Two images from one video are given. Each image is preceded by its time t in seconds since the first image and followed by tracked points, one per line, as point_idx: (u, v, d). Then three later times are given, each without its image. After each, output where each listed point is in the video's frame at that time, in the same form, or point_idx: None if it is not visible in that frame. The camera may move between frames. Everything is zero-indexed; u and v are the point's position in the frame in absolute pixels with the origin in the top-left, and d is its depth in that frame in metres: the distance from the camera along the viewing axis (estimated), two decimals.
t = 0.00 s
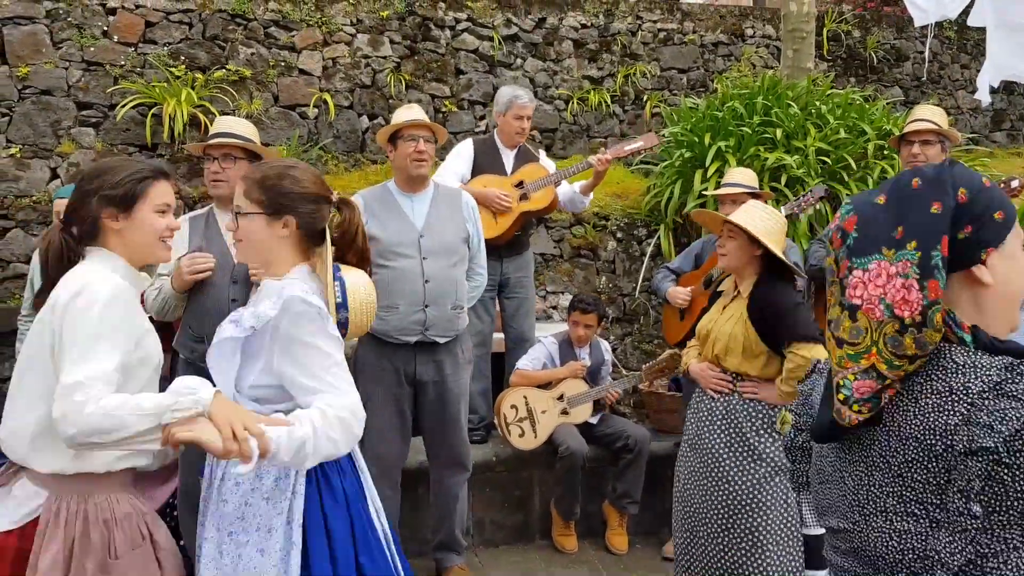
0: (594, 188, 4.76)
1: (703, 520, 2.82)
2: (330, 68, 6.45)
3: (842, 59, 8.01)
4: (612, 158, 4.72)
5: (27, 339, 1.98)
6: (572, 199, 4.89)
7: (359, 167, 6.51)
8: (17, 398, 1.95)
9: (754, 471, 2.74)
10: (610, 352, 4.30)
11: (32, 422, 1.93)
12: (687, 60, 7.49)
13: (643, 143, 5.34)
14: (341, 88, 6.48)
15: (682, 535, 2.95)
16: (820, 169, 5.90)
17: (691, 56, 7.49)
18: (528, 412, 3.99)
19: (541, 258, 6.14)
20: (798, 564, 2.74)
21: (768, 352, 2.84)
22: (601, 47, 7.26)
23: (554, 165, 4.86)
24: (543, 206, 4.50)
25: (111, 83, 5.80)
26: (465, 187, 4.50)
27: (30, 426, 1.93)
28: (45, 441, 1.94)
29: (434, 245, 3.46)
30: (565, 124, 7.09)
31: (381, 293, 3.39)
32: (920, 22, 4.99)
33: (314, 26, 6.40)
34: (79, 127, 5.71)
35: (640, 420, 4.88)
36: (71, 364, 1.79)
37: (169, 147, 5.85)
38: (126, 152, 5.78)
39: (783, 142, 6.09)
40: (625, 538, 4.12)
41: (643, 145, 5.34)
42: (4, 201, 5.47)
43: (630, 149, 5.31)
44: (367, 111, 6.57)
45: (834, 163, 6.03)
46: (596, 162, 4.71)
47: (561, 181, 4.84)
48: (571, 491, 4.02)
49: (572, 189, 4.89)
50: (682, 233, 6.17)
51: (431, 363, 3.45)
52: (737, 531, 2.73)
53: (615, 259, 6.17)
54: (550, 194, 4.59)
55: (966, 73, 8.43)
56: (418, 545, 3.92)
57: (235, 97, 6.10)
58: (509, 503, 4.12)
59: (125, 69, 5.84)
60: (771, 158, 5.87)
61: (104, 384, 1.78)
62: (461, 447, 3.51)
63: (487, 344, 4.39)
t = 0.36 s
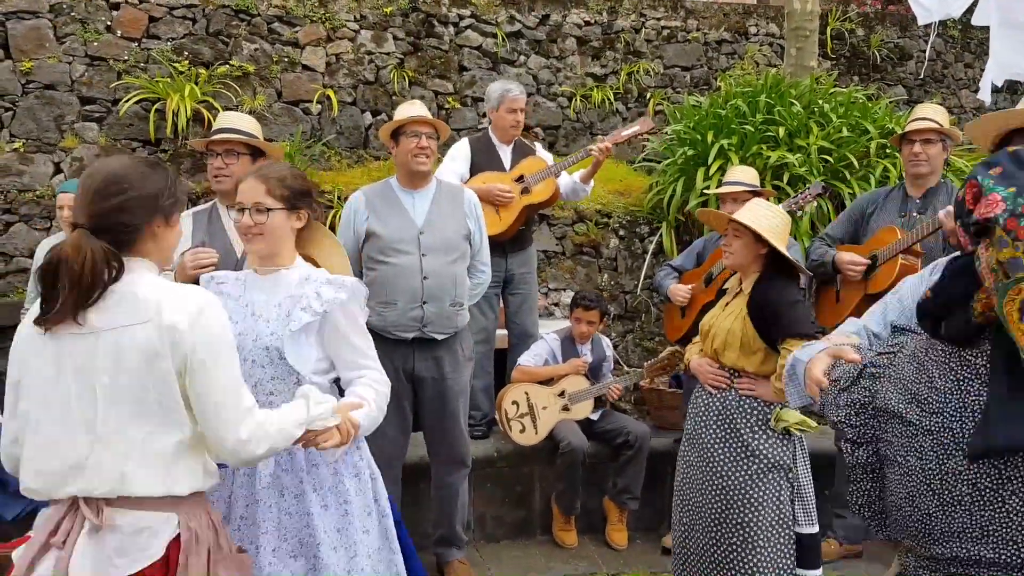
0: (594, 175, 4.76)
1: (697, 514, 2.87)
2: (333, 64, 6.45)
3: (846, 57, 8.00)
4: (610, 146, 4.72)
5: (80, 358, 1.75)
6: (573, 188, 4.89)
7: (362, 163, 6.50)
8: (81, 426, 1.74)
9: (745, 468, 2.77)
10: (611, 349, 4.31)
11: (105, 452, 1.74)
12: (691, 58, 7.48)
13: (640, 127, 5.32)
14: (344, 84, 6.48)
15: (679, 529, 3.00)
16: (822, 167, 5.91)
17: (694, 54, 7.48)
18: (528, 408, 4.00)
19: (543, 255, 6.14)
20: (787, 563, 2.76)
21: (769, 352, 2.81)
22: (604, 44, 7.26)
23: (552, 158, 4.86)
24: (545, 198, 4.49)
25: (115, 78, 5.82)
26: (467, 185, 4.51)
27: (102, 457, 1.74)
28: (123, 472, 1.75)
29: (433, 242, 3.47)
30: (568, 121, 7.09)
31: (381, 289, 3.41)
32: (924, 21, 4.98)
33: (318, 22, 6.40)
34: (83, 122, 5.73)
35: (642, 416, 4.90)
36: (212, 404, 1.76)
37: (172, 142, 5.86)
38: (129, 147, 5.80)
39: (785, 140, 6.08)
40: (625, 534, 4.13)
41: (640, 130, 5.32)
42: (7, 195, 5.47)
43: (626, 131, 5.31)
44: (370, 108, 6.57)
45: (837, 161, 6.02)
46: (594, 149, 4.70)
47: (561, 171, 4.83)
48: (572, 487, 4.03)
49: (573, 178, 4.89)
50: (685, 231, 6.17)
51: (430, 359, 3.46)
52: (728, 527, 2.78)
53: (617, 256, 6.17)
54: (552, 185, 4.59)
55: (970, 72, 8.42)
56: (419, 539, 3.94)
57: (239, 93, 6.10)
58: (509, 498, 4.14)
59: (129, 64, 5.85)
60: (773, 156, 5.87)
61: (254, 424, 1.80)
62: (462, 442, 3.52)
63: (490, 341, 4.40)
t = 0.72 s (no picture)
0: (591, 170, 4.78)
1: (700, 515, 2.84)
2: (334, 62, 6.46)
3: (845, 57, 8.02)
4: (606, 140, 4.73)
5: (144, 350, 1.71)
6: (571, 183, 4.92)
7: (363, 161, 6.52)
8: (158, 421, 1.73)
9: (754, 468, 2.80)
10: (610, 347, 4.33)
11: (187, 441, 1.73)
12: (691, 57, 7.50)
13: (633, 119, 5.30)
14: (345, 82, 6.49)
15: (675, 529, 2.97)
16: (822, 167, 5.93)
17: (694, 53, 7.50)
18: (527, 405, 4.03)
19: (543, 254, 6.16)
20: (790, 560, 2.82)
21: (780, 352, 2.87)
22: (605, 43, 7.28)
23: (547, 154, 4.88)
24: (541, 192, 4.54)
25: (117, 76, 5.84)
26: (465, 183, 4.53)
27: (187, 445, 1.73)
28: (214, 456, 1.74)
29: (433, 240, 3.49)
30: (569, 120, 7.11)
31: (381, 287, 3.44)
32: (924, 20, 4.99)
33: (320, 20, 6.42)
34: (85, 119, 5.75)
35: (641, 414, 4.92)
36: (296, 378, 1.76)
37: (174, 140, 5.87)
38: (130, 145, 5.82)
39: (785, 139, 6.10)
40: (624, 532, 4.15)
41: (632, 121, 5.31)
42: (8, 192, 5.49)
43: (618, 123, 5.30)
44: (371, 106, 6.58)
45: (836, 160, 6.05)
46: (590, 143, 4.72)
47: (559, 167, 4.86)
48: (571, 485, 4.06)
49: (571, 173, 4.91)
50: (684, 230, 6.19)
51: (429, 358, 3.48)
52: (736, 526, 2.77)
53: (617, 254, 6.19)
54: (549, 182, 4.62)
55: (970, 71, 8.44)
56: (419, 536, 3.96)
57: (241, 91, 6.12)
58: (509, 496, 4.16)
59: (131, 62, 5.87)
60: (773, 156, 5.90)
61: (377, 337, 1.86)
62: (462, 441, 3.54)
63: (490, 339, 4.41)
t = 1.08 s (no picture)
0: (589, 168, 4.76)
1: (729, 516, 2.81)
2: (337, 60, 6.47)
3: (849, 53, 8.00)
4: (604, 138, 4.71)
5: (163, 345, 1.74)
6: (569, 182, 4.91)
7: (366, 159, 6.53)
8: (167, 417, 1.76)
9: (773, 467, 2.80)
10: (612, 343, 4.33)
11: (203, 434, 1.78)
12: (694, 54, 7.49)
13: (631, 118, 5.27)
14: (348, 80, 6.50)
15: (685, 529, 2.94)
16: (825, 163, 5.93)
17: (697, 50, 7.50)
18: (530, 402, 4.04)
19: (545, 251, 6.17)
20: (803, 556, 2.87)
21: (786, 346, 2.90)
22: (608, 40, 7.27)
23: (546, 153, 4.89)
24: (541, 191, 4.52)
25: (120, 74, 5.85)
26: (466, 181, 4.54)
27: (199, 441, 1.77)
28: (226, 454, 1.79)
29: (438, 238, 3.49)
30: (571, 117, 7.11)
31: (387, 286, 3.43)
32: (927, 15, 4.95)
33: (322, 18, 6.42)
34: (89, 117, 5.77)
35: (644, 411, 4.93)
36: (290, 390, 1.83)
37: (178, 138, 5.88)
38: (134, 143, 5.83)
39: (788, 136, 6.09)
40: (627, 528, 4.16)
41: (631, 120, 5.27)
42: (14, 190, 5.51)
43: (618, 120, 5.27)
44: (374, 103, 6.59)
45: (839, 157, 6.05)
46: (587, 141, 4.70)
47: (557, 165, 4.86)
48: (574, 480, 4.07)
49: (569, 173, 4.90)
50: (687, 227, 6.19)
51: (435, 354, 3.49)
52: (759, 525, 2.78)
53: (620, 251, 6.20)
54: (546, 180, 4.61)
55: (974, 68, 8.42)
56: (423, 532, 3.98)
57: (244, 89, 6.13)
58: (512, 492, 4.17)
59: (135, 60, 5.88)
60: (776, 152, 5.90)
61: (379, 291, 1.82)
62: (466, 436, 3.55)
63: (492, 336, 4.43)
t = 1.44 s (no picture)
0: (589, 169, 4.78)
1: (752, 517, 2.80)
2: (341, 61, 6.50)
3: (852, 51, 8.00)
4: (604, 138, 4.72)
5: (150, 346, 1.78)
6: (569, 184, 4.93)
7: (370, 159, 6.56)
8: (154, 417, 1.80)
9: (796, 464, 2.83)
10: (614, 341, 4.35)
11: (192, 432, 1.81)
12: (697, 52, 7.51)
13: (633, 118, 5.28)
14: (352, 80, 6.52)
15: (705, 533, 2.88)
16: (827, 162, 5.94)
17: (699, 49, 7.51)
18: (534, 402, 4.06)
19: (548, 250, 6.19)
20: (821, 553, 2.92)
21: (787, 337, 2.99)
22: (610, 39, 7.29)
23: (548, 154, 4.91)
24: (540, 191, 4.54)
25: (125, 75, 5.88)
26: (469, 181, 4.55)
27: (186, 440, 1.81)
28: (209, 456, 1.83)
29: (443, 238, 3.51)
30: (574, 116, 7.12)
31: (392, 287, 3.45)
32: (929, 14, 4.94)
33: (326, 18, 6.45)
34: (94, 118, 5.80)
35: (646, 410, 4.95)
36: (283, 382, 1.82)
37: (182, 138, 5.91)
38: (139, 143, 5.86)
39: (790, 135, 6.11)
40: (630, 526, 4.18)
41: (633, 121, 5.28)
42: (20, 191, 5.55)
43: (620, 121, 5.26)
44: (378, 104, 6.62)
45: (842, 156, 6.07)
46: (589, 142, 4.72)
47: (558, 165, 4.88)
48: (577, 479, 4.10)
49: (569, 173, 4.92)
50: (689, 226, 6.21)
51: (440, 353, 3.51)
52: (779, 523, 2.79)
53: (623, 250, 6.22)
54: (548, 180, 4.63)
55: (977, 65, 8.43)
56: (427, 531, 4.01)
57: (248, 90, 6.16)
58: (516, 490, 4.20)
59: (140, 61, 5.91)
60: (778, 151, 5.91)
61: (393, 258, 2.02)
62: (471, 434, 3.58)
63: (495, 335, 4.46)
